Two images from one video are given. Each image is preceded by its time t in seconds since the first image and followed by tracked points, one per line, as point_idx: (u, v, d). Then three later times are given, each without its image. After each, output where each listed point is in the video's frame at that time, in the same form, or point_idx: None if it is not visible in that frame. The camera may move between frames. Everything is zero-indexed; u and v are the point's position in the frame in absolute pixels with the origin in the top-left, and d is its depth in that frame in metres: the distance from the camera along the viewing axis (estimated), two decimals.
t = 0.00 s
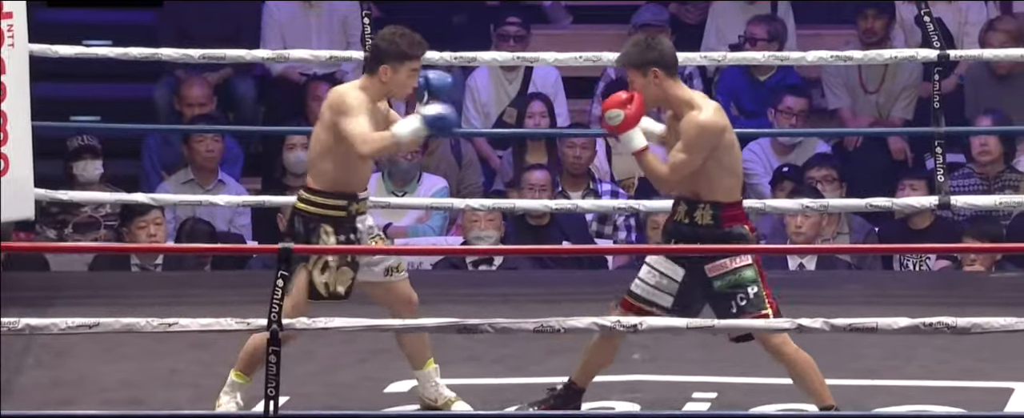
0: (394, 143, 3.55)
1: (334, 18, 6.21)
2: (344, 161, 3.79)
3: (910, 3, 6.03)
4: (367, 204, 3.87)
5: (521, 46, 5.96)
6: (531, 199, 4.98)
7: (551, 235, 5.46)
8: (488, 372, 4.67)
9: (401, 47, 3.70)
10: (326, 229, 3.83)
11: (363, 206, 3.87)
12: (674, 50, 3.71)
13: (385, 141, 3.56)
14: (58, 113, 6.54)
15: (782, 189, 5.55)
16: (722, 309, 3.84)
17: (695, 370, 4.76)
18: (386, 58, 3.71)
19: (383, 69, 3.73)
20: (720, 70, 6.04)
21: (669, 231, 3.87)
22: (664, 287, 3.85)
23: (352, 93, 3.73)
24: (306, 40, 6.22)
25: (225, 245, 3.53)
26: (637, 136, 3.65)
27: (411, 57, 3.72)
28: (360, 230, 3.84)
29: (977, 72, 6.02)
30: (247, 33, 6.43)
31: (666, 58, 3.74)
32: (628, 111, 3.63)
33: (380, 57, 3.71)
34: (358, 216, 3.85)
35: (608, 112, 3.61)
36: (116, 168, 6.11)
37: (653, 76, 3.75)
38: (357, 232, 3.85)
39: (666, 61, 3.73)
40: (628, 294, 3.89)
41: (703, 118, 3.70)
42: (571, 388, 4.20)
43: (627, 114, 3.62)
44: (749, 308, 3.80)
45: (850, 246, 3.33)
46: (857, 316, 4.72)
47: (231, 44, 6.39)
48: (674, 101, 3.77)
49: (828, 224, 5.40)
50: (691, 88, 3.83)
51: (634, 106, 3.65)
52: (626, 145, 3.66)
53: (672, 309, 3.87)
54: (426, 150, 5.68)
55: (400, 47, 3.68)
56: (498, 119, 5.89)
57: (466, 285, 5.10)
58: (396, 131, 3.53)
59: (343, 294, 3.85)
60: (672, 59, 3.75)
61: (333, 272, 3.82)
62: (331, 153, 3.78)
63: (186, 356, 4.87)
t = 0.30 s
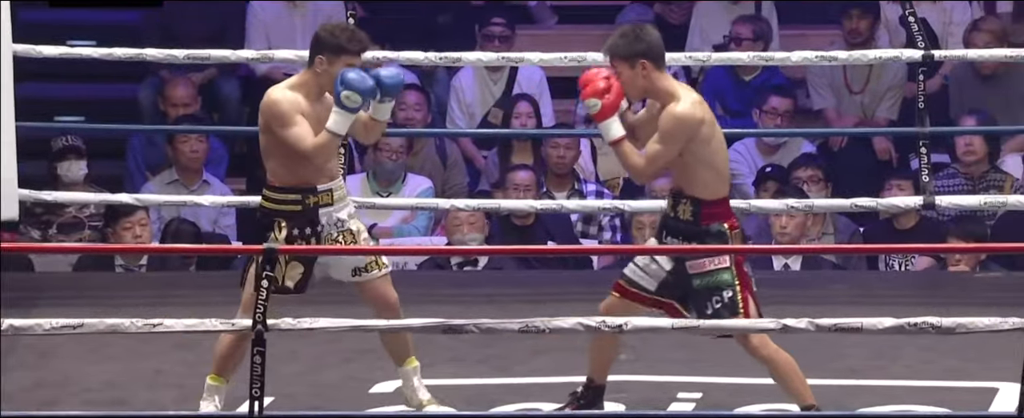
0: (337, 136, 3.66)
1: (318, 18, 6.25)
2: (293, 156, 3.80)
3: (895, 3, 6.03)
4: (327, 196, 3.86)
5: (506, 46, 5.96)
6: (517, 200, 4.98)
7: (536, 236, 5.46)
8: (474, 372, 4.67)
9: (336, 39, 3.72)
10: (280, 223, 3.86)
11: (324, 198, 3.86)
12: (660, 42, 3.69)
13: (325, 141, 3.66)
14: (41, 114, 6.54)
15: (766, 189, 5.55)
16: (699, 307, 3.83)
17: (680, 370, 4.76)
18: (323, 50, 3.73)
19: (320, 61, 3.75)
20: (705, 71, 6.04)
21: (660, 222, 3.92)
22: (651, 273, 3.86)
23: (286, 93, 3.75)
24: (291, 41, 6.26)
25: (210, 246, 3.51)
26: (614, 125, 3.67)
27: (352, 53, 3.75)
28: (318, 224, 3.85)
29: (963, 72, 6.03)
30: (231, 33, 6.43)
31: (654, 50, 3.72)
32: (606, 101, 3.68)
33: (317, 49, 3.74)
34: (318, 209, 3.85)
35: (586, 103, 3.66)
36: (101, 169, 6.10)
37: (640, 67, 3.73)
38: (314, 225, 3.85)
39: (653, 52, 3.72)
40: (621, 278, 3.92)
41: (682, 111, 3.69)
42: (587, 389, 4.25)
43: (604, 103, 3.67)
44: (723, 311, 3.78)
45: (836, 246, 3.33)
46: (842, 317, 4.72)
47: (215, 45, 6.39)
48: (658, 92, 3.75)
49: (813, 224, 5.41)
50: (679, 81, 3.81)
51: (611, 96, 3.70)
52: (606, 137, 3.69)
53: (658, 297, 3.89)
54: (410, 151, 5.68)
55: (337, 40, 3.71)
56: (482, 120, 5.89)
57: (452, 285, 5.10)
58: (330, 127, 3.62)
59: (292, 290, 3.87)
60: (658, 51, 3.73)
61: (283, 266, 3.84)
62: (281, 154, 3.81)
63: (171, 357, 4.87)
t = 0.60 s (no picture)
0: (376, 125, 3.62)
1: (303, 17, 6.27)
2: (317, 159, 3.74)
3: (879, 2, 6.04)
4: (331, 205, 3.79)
5: (491, 46, 5.97)
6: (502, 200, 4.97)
7: (521, 235, 5.46)
8: (459, 373, 4.66)
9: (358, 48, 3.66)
10: (282, 229, 3.75)
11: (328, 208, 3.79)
12: (614, 25, 3.72)
13: (366, 132, 3.60)
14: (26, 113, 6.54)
15: (750, 188, 5.55)
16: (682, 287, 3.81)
17: (665, 370, 4.76)
18: (346, 61, 3.67)
19: (343, 72, 3.69)
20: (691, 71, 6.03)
21: (625, 214, 3.87)
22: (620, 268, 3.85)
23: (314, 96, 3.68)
24: (275, 41, 6.27)
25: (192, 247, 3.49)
26: (603, 114, 3.61)
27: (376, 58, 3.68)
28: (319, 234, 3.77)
29: (947, 71, 6.04)
30: (215, 34, 6.42)
31: (607, 37, 3.74)
32: (594, 89, 3.60)
33: (339, 59, 3.68)
34: (319, 218, 3.77)
35: (577, 91, 3.56)
36: (86, 169, 6.09)
37: (595, 56, 3.74)
38: (316, 232, 3.77)
39: (605, 39, 3.74)
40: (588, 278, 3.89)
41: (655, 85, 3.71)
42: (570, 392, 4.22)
43: (594, 92, 3.58)
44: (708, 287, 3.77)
45: (822, 246, 3.33)
46: (826, 316, 4.72)
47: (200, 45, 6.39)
48: (615, 79, 3.77)
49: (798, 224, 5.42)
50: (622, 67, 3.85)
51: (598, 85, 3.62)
52: (595, 125, 3.61)
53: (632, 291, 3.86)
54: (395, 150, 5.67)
55: (363, 48, 3.65)
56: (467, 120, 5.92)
57: (437, 285, 5.10)
58: (370, 117, 3.59)
59: (295, 295, 3.79)
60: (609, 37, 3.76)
61: (285, 273, 3.77)
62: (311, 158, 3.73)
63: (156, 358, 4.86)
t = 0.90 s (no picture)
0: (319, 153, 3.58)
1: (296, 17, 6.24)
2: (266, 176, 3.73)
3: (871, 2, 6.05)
4: (297, 213, 3.78)
5: (484, 45, 5.97)
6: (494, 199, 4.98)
7: (514, 235, 5.46)
8: (451, 373, 4.66)
9: (323, 64, 3.68)
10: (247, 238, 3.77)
11: (294, 215, 3.78)
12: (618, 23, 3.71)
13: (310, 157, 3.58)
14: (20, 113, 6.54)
15: (742, 188, 5.56)
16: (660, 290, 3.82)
17: (658, 370, 4.75)
18: (307, 75, 3.68)
19: (304, 86, 3.68)
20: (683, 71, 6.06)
21: (616, 205, 3.89)
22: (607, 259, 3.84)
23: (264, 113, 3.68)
24: (268, 40, 6.24)
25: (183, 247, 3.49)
26: (581, 116, 3.69)
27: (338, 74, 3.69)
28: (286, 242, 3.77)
29: (939, 71, 6.05)
30: (209, 34, 6.42)
31: (613, 33, 3.74)
32: (570, 91, 3.72)
33: (300, 73, 3.68)
34: (287, 225, 3.77)
35: (553, 94, 3.70)
36: (80, 169, 6.10)
37: (600, 51, 3.75)
38: (282, 241, 3.78)
39: (610, 36, 3.74)
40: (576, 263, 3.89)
41: (649, 87, 3.70)
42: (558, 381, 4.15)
43: (570, 94, 3.70)
44: (685, 296, 3.79)
45: (813, 246, 3.33)
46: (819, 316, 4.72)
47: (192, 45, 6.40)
48: (619, 74, 3.77)
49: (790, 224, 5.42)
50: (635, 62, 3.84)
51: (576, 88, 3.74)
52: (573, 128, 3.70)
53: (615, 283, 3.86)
54: (387, 150, 5.66)
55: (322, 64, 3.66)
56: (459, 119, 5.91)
57: (430, 285, 5.10)
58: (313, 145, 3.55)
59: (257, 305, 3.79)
60: (616, 33, 3.76)
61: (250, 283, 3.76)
62: (253, 175, 3.73)
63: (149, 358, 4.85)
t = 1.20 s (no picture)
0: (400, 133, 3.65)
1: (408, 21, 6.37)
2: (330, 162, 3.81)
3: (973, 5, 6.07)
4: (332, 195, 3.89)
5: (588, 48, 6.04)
6: (600, 200, 5.05)
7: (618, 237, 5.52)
8: (555, 372, 4.72)
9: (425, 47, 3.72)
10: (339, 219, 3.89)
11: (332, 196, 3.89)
12: (643, 20, 3.76)
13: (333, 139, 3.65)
14: (129, 117, 6.68)
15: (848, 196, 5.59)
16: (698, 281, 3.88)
17: (760, 371, 4.80)
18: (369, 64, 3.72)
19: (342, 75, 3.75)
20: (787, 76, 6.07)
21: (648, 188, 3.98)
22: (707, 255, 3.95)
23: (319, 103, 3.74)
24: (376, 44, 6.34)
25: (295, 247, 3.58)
26: (608, 105, 3.83)
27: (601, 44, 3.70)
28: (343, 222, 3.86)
29: None
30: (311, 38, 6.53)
31: (639, 29, 3.78)
32: (598, 82, 3.85)
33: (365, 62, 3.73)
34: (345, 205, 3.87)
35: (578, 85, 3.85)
36: (193, 170, 6.22)
37: (626, 47, 3.80)
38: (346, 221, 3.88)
39: (637, 31, 3.78)
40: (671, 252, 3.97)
41: (665, 84, 3.76)
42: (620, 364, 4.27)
43: (595, 85, 3.84)
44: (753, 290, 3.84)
45: (919, 249, 3.37)
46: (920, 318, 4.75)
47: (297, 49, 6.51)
48: (647, 68, 3.83)
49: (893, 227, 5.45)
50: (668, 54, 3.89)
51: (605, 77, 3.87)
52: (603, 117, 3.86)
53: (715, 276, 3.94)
54: (496, 153, 5.76)
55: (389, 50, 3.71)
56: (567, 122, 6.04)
57: (532, 285, 5.16)
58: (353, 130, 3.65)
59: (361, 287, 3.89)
60: (644, 27, 3.80)
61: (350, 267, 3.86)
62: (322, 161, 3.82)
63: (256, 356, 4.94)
